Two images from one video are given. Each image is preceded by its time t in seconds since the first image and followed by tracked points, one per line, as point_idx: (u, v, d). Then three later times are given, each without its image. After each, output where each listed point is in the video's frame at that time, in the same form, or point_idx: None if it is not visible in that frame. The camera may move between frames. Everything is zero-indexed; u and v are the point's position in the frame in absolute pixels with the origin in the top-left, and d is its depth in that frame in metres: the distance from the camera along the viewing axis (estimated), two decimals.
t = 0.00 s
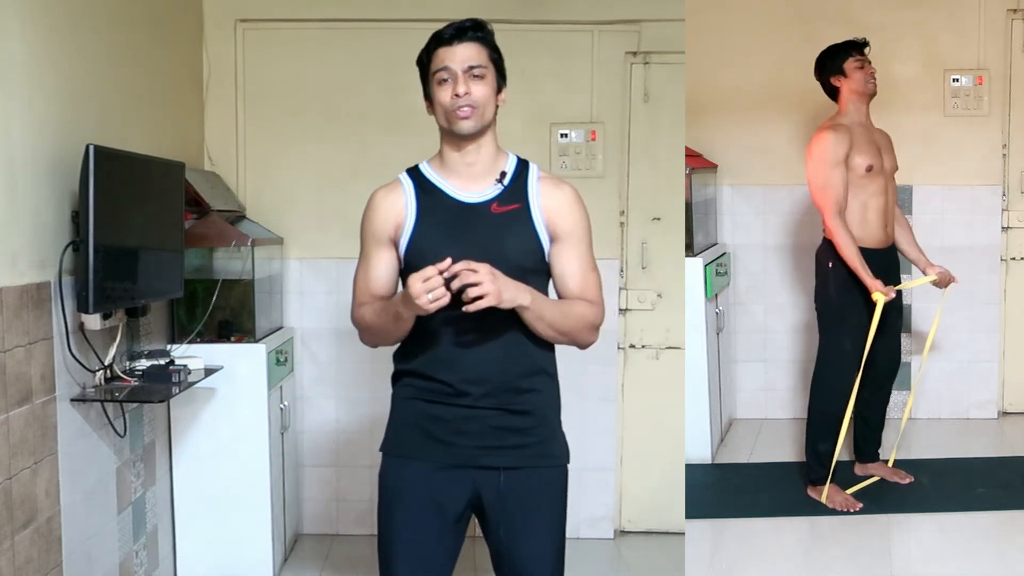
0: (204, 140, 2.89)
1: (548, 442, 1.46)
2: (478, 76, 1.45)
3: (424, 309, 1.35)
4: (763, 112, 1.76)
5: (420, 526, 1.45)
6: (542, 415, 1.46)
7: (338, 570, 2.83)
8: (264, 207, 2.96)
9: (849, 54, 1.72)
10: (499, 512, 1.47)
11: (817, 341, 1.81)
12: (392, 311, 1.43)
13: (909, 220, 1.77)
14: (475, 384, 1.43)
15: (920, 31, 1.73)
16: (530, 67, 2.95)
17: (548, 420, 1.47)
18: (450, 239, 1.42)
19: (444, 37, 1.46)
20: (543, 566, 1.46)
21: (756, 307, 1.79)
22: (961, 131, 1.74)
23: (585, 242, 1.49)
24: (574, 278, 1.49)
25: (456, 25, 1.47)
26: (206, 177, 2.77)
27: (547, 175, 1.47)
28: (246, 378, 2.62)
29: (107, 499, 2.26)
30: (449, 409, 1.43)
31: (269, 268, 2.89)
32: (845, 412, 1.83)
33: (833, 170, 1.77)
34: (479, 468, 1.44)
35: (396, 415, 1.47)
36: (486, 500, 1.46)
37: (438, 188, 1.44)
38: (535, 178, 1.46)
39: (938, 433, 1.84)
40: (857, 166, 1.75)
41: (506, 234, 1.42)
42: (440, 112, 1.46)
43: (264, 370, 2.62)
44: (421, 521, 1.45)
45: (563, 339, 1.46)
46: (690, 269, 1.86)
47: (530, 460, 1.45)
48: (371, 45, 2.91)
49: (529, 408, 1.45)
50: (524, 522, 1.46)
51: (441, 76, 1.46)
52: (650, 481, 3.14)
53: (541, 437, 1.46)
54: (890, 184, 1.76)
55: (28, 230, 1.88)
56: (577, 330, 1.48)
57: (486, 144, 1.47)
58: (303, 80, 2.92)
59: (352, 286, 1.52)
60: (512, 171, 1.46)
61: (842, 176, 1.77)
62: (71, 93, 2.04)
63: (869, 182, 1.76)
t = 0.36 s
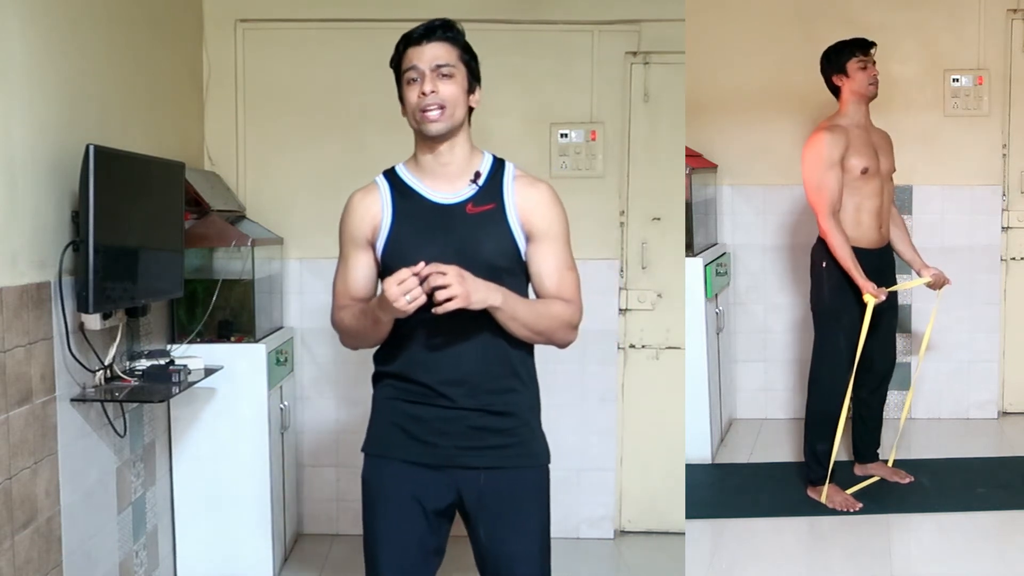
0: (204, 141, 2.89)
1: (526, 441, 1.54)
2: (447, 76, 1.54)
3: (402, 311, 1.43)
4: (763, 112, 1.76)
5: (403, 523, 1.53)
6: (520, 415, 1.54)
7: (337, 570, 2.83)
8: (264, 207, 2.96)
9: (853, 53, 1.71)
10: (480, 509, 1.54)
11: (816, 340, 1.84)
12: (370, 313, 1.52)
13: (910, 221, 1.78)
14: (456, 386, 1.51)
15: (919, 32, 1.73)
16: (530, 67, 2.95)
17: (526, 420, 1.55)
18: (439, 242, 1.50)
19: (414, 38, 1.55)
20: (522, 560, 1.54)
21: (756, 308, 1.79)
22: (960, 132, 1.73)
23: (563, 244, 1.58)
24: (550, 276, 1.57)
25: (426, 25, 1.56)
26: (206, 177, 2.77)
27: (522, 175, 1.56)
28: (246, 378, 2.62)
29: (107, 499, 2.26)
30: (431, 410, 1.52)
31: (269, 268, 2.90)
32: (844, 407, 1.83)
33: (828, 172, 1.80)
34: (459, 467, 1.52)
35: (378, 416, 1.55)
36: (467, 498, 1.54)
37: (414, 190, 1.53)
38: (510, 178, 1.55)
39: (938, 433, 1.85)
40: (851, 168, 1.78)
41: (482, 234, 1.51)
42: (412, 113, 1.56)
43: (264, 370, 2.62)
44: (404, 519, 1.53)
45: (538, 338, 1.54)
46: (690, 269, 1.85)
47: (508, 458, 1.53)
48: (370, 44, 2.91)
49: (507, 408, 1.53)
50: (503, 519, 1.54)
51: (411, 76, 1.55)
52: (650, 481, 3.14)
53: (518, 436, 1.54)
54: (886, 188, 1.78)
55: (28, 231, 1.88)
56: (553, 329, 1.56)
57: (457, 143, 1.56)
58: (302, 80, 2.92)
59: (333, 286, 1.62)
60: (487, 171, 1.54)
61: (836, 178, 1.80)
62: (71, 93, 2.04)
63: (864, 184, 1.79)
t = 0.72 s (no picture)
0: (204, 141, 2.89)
1: (515, 440, 1.55)
2: (444, 78, 1.55)
3: (401, 312, 1.41)
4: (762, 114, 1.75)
5: (394, 524, 1.52)
6: (508, 414, 1.55)
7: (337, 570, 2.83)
8: (264, 208, 2.96)
9: (851, 53, 1.72)
10: (470, 508, 1.54)
11: (816, 340, 1.85)
12: (359, 312, 1.50)
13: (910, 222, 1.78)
14: (446, 386, 1.52)
15: (919, 32, 1.73)
16: (530, 67, 2.95)
17: (514, 419, 1.56)
18: (433, 243, 1.49)
19: (414, 38, 1.55)
20: (513, 558, 1.55)
21: (756, 308, 1.80)
22: (960, 132, 1.73)
23: (551, 249, 1.58)
24: (536, 280, 1.58)
25: (428, 26, 1.56)
26: (206, 177, 2.77)
27: (514, 178, 1.57)
28: (246, 378, 2.62)
29: (107, 499, 2.26)
30: (422, 410, 1.51)
31: (269, 268, 2.91)
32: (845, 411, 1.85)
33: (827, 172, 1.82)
34: (449, 466, 1.52)
35: (366, 417, 1.54)
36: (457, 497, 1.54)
37: (406, 190, 1.52)
38: (501, 181, 1.55)
39: (938, 433, 1.86)
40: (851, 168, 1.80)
41: (475, 237, 1.50)
42: (407, 113, 1.56)
43: (265, 370, 2.62)
44: (394, 520, 1.52)
45: (524, 341, 1.55)
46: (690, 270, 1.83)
47: (498, 457, 1.54)
48: (370, 45, 2.91)
49: (496, 407, 1.54)
50: (493, 518, 1.55)
51: (408, 76, 1.55)
52: (650, 481, 3.14)
53: (507, 435, 1.55)
54: (885, 189, 1.80)
55: (28, 231, 1.88)
56: (540, 333, 1.56)
57: (451, 145, 1.56)
58: (302, 80, 2.92)
59: (318, 284, 1.60)
60: (479, 173, 1.55)
61: (835, 178, 1.83)
62: (71, 93, 2.03)
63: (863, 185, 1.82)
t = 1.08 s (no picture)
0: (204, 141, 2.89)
1: (522, 437, 1.56)
2: (464, 82, 1.54)
3: (417, 315, 1.41)
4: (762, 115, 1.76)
5: (402, 523, 1.52)
6: (516, 412, 1.55)
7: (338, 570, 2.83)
8: (264, 208, 2.96)
9: (855, 54, 1.71)
10: (478, 506, 1.55)
11: (815, 339, 1.82)
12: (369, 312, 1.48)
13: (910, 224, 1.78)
14: (454, 385, 1.51)
15: (919, 32, 1.73)
16: (530, 67, 2.95)
17: (521, 416, 1.56)
18: (438, 243, 1.49)
19: (438, 38, 1.54)
20: (522, 556, 1.55)
21: (756, 308, 1.80)
22: (960, 132, 1.73)
23: (556, 250, 1.60)
24: (542, 282, 1.59)
25: (452, 28, 1.55)
26: (206, 177, 2.77)
27: (521, 180, 1.57)
28: (246, 378, 2.62)
29: (107, 499, 2.26)
30: (430, 410, 1.51)
31: (269, 268, 2.90)
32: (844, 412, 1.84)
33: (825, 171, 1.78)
34: (457, 465, 1.52)
35: (373, 417, 1.54)
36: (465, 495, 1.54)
37: (415, 190, 1.51)
38: (510, 182, 1.56)
39: (938, 433, 1.85)
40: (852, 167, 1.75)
41: (485, 240, 1.51)
42: (423, 112, 1.54)
43: (265, 370, 2.62)
44: (402, 519, 1.52)
45: (532, 343, 1.55)
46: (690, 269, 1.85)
47: (507, 455, 1.54)
48: (371, 45, 2.91)
49: (503, 405, 1.54)
50: (501, 516, 1.55)
51: (428, 76, 1.54)
52: (650, 481, 3.14)
53: (515, 433, 1.55)
54: (885, 188, 1.77)
55: (28, 230, 1.88)
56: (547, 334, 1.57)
57: (464, 147, 1.55)
58: (302, 80, 2.92)
59: (323, 281, 1.58)
60: (489, 174, 1.55)
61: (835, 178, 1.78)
62: (71, 93, 2.03)
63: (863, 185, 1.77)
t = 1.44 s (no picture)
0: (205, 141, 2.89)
1: (549, 436, 1.56)
2: (498, 78, 1.56)
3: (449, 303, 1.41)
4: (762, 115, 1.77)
5: (429, 523, 1.52)
6: (543, 411, 1.55)
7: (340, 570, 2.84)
8: (265, 208, 2.96)
9: (860, 55, 1.72)
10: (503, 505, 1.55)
11: (813, 339, 1.81)
12: (400, 306, 1.48)
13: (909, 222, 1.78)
14: (481, 384, 1.51)
15: (920, 32, 1.73)
16: (530, 67, 2.95)
17: (548, 415, 1.56)
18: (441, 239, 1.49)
19: (472, 35, 1.56)
20: (547, 555, 1.56)
21: (756, 308, 1.81)
22: (960, 132, 1.73)
23: (584, 248, 1.60)
24: (571, 279, 1.59)
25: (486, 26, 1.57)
26: (206, 177, 2.77)
27: (550, 179, 1.58)
28: (246, 378, 2.62)
29: (107, 499, 2.26)
30: (457, 409, 1.51)
31: (269, 268, 2.90)
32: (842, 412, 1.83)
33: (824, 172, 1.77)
34: (484, 464, 1.52)
35: (400, 416, 1.54)
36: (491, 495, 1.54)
37: (445, 186, 1.52)
38: (538, 182, 1.56)
39: (938, 435, 1.83)
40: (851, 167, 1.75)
41: (514, 236, 1.51)
42: (456, 107, 1.56)
43: (264, 370, 2.62)
44: (429, 518, 1.52)
45: (563, 339, 1.56)
46: (690, 270, 1.87)
47: (534, 454, 1.54)
48: (371, 45, 2.91)
49: (531, 404, 1.54)
50: (527, 515, 1.55)
51: (462, 71, 1.55)
52: (650, 481, 3.14)
53: (542, 432, 1.55)
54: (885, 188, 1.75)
55: (29, 230, 1.88)
56: (576, 331, 1.58)
57: (495, 144, 1.56)
58: (303, 80, 2.92)
59: (353, 280, 1.58)
60: (518, 172, 1.56)
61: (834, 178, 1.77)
62: (71, 93, 2.03)
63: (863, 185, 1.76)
